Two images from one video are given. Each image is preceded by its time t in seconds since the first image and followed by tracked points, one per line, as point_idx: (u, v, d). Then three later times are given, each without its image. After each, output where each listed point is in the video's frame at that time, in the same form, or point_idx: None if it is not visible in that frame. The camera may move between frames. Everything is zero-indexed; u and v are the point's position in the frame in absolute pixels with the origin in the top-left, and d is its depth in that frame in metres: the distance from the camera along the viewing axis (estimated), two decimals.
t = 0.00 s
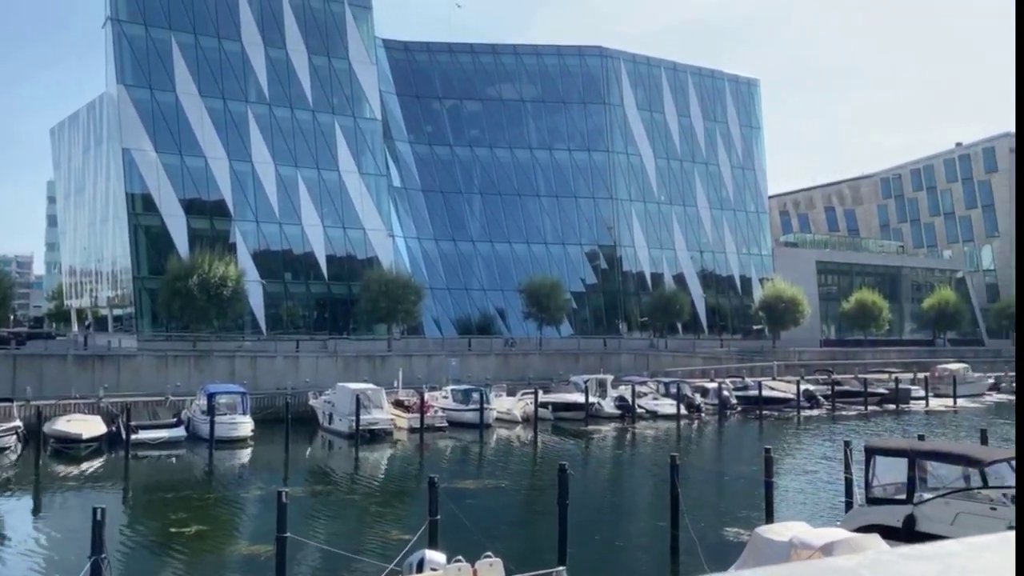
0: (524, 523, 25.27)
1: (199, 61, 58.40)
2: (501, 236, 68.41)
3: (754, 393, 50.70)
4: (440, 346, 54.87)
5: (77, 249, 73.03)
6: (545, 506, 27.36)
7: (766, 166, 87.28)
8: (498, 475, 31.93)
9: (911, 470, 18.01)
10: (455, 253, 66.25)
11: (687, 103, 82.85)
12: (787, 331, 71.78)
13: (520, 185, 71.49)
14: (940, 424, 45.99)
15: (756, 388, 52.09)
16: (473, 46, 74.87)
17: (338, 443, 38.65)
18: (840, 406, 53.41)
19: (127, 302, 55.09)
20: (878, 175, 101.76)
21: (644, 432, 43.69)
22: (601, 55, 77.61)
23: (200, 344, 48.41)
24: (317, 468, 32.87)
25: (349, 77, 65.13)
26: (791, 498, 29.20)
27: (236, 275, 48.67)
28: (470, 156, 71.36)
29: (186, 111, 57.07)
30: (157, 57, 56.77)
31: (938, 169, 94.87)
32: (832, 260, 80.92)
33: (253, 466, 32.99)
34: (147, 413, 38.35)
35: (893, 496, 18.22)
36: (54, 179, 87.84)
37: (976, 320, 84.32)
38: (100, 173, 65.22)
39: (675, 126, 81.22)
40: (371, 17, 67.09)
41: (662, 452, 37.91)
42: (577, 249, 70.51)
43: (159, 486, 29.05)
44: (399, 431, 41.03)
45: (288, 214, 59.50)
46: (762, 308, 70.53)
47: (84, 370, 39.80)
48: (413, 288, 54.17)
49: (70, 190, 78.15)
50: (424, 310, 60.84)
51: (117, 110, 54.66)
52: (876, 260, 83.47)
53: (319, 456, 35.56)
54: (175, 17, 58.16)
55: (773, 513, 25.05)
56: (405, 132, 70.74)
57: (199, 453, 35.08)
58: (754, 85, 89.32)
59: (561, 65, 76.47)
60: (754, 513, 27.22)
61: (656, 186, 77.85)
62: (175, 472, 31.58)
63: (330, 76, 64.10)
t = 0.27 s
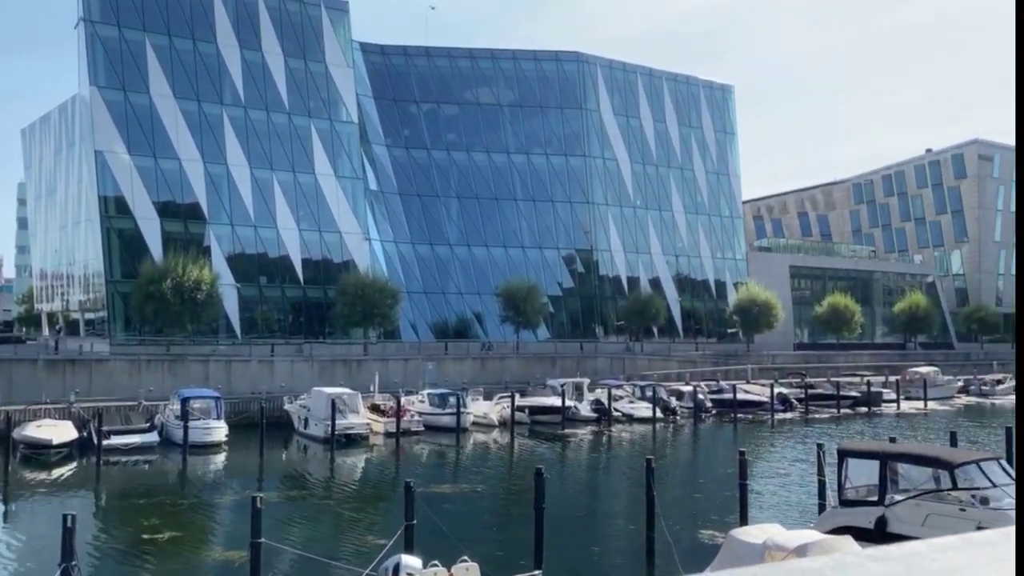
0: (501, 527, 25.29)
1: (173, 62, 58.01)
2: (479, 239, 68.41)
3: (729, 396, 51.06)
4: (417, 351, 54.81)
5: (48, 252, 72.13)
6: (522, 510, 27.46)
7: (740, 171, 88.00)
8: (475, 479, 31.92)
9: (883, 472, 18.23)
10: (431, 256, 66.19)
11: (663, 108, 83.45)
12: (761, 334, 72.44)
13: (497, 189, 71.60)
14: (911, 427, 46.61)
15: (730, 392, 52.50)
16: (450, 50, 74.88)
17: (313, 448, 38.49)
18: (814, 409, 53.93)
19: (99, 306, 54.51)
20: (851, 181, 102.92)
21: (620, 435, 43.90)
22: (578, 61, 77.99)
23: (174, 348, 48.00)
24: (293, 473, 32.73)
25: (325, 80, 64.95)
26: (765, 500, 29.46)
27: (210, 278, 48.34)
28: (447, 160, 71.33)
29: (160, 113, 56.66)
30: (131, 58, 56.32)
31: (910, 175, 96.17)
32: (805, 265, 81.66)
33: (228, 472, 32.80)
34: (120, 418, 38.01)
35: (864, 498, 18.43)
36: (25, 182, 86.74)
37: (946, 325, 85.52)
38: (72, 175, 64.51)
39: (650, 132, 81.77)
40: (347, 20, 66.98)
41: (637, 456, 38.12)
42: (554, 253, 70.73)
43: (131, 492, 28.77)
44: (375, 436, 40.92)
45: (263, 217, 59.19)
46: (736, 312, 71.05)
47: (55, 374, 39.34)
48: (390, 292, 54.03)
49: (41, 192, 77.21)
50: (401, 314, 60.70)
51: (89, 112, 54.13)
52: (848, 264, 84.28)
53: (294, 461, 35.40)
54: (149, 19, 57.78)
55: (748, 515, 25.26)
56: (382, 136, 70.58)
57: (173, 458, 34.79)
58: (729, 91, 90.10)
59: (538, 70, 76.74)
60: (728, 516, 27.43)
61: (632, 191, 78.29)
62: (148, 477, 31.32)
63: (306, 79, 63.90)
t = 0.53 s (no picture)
0: (478, 532, 25.24)
1: (147, 64, 57.53)
2: (456, 243, 68.31)
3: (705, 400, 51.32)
4: (394, 355, 54.65)
5: (19, 256, 71.09)
6: (499, 514, 27.46)
7: (716, 176, 88.59)
8: (451, 484, 31.84)
9: (856, 474, 18.26)
10: (409, 260, 66.02)
11: (639, 113, 83.88)
12: (737, 338, 72.96)
13: (474, 193, 71.58)
14: (884, 429, 47.08)
15: (706, 395, 52.81)
16: (428, 53, 74.74)
17: (289, 453, 38.22)
18: (788, 413, 54.33)
19: (70, 310, 53.85)
20: (825, 186, 103.20)
21: (597, 439, 44.00)
22: (555, 65, 78.20)
23: (147, 353, 47.51)
24: (268, 478, 32.52)
25: (301, 83, 64.66)
26: (741, 503, 29.63)
27: (185, 282, 47.92)
28: (424, 164, 71.19)
29: (134, 115, 56.17)
30: (104, 59, 55.76)
31: (882, 181, 97.23)
32: (779, 269, 82.27)
33: (202, 477, 32.52)
34: (92, 423, 37.55)
35: (838, 501, 18.41)
36: None
37: (918, 328, 86.55)
38: (43, 177, 63.69)
39: (627, 136, 82.15)
40: (324, 23, 66.75)
41: (614, 459, 38.23)
42: (532, 257, 70.81)
43: (103, 499, 28.43)
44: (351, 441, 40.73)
45: (238, 221, 58.79)
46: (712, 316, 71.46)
47: (25, 380, 38.78)
48: (366, 296, 53.81)
49: (11, 195, 76.14)
50: (378, 318, 60.49)
51: (61, 114, 53.50)
52: (822, 268, 84.99)
53: (269, 466, 35.16)
54: (123, 20, 57.29)
55: (724, 518, 25.39)
56: (358, 139, 70.30)
57: (146, 464, 34.43)
58: (705, 96, 90.70)
59: (515, 74, 76.87)
60: (705, 519, 27.57)
61: (609, 195, 78.59)
62: (120, 484, 30.99)
63: (282, 82, 63.61)
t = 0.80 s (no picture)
0: (457, 537, 25.22)
1: (122, 66, 57.09)
2: (435, 247, 68.22)
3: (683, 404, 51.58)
4: (372, 359, 54.49)
5: None
6: (478, 519, 27.43)
7: (693, 181, 89.22)
8: (430, 489, 31.79)
9: (831, 477, 18.44)
10: (386, 264, 65.85)
11: (617, 118, 84.25)
12: (713, 342, 73.42)
13: (453, 197, 71.54)
14: (858, 432, 47.55)
15: (683, 399, 53.10)
16: (406, 57, 74.59)
17: (266, 459, 38.00)
18: (765, 416, 54.70)
19: (43, 314, 53.21)
20: (800, 192, 105.54)
21: (575, 443, 44.08)
22: (533, 70, 78.40)
23: (121, 358, 47.03)
24: (245, 484, 32.30)
25: (278, 86, 64.39)
26: (719, 507, 29.75)
27: (160, 286, 47.53)
28: (403, 167, 71.03)
29: (109, 118, 55.68)
30: (78, 61, 55.20)
31: (856, 186, 98.32)
32: (755, 273, 82.96)
33: (177, 483, 32.26)
34: (65, 430, 37.13)
35: (814, 502, 18.58)
36: None
37: (892, 332, 87.52)
38: (15, 180, 62.91)
39: (605, 141, 82.47)
40: (302, 26, 66.54)
41: (593, 463, 38.32)
42: (510, 261, 70.90)
43: (76, 506, 28.13)
44: (329, 446, 40.54)
45: (214, 224, 58.39)
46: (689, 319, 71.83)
47: None
48: (344, 300, 53.61)
49: None
50: (355, 322, 60.26)
51: (34, 116, 52.91)
52: (797, 273, 85.70)
53: (246, 472, 34.93)
54: (97, 21, 56.81)
55: (702, 521, 25.47)
56: (336, 142, 69.99)
57: (120, 471, 34.11)
58: (682, 101, 91.25)
59: (494, 79, 76.96)
60: (682, 522, 27.65)
61: (588, 200, 78.87)
62: (94, 490, 30.66)
63: (259, 84, 63.32)
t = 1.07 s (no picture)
0: (436, 542, 25.17)
1: (98, 69, 56.61)
2: (414, 252, 68.12)
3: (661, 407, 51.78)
4: (350, 364, 54.33)
5: None
6: (458, 524, 27.38)
7: (671, 186, 89.72)
8: (409, 494, 31.72)
9: (808, 479, 18.60)
10: (365, 268, 65.67)
11: (596, 123, 84.55)
12: (692, 346, 73.82)
13: (432, 201, 71.47)
14: (834, 435, 47.93)
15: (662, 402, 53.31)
16: (385, 61, 74.39)
17: (243, 464, 37.73)
18: (743, 419, 55.00)
19: (15, 319, 52.57)
20: (777, 196, 105.88)
21: (555, 446, 44.13)
22: (513, 75, 78.51)
23: (96, 363, 46.55)
24: (222, 490, 32.07)
25: (256, 89, 64.12)
26: (698, 510, 29.83)
27: (136, 291, 47.10)
28: (381, 171, 70.81)
29: (84, 120, 55.15)
30: (53, 63, 54.56)
31: (831, 191, 99.22)
32: (733, 277, 83.50)
33: (153, 490, 31.98)
34: (38, 436, 36.71)
35: (791, 505, 18.74)
36: None
37: (868, 335, 88.39)
38: None
39: (584, 146, 82.76)
40: (280, 29, 66.29)
41: (573, 467, 38.39)
42: (490, 266, 70.98)
43: (50, 513, 27.78)
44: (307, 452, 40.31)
45: (191, 228, 58.02)
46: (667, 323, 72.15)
47: None
48: (323, 304, 53.36)
49: None
50: (334, 327, 60.04)
51: (7, 118, 52.25)
52: (773, 277, 86.33)
53: (223, 478, 34.68)
54: (72, 23, 56.31)
55: (680, 525, 25.53)
56: (315, 146, 69.65)
57: (95, 477, 33.75)
58: (660, 107, 91.72)
59: (473, 83, 76.99)
60: (662, 525, 27.71)
61: (567, 204, 79.12)
62: (68, 497, 30.33)
63: (237, 88, 63.02)
